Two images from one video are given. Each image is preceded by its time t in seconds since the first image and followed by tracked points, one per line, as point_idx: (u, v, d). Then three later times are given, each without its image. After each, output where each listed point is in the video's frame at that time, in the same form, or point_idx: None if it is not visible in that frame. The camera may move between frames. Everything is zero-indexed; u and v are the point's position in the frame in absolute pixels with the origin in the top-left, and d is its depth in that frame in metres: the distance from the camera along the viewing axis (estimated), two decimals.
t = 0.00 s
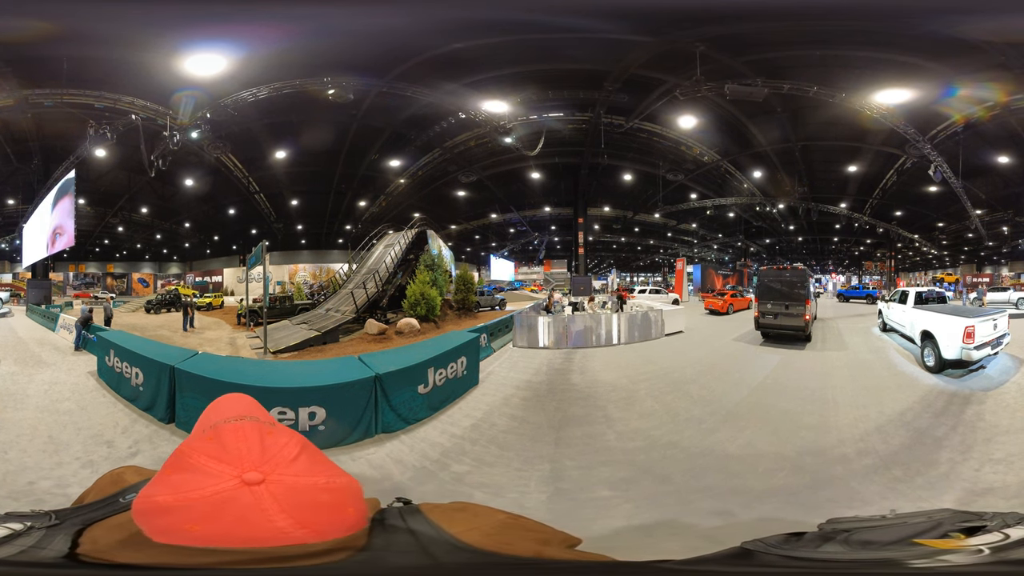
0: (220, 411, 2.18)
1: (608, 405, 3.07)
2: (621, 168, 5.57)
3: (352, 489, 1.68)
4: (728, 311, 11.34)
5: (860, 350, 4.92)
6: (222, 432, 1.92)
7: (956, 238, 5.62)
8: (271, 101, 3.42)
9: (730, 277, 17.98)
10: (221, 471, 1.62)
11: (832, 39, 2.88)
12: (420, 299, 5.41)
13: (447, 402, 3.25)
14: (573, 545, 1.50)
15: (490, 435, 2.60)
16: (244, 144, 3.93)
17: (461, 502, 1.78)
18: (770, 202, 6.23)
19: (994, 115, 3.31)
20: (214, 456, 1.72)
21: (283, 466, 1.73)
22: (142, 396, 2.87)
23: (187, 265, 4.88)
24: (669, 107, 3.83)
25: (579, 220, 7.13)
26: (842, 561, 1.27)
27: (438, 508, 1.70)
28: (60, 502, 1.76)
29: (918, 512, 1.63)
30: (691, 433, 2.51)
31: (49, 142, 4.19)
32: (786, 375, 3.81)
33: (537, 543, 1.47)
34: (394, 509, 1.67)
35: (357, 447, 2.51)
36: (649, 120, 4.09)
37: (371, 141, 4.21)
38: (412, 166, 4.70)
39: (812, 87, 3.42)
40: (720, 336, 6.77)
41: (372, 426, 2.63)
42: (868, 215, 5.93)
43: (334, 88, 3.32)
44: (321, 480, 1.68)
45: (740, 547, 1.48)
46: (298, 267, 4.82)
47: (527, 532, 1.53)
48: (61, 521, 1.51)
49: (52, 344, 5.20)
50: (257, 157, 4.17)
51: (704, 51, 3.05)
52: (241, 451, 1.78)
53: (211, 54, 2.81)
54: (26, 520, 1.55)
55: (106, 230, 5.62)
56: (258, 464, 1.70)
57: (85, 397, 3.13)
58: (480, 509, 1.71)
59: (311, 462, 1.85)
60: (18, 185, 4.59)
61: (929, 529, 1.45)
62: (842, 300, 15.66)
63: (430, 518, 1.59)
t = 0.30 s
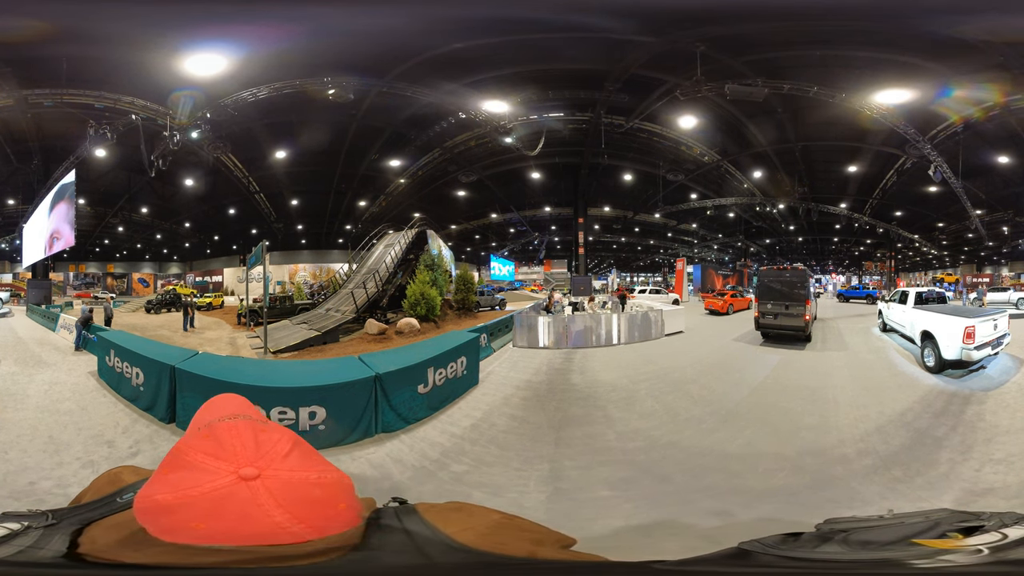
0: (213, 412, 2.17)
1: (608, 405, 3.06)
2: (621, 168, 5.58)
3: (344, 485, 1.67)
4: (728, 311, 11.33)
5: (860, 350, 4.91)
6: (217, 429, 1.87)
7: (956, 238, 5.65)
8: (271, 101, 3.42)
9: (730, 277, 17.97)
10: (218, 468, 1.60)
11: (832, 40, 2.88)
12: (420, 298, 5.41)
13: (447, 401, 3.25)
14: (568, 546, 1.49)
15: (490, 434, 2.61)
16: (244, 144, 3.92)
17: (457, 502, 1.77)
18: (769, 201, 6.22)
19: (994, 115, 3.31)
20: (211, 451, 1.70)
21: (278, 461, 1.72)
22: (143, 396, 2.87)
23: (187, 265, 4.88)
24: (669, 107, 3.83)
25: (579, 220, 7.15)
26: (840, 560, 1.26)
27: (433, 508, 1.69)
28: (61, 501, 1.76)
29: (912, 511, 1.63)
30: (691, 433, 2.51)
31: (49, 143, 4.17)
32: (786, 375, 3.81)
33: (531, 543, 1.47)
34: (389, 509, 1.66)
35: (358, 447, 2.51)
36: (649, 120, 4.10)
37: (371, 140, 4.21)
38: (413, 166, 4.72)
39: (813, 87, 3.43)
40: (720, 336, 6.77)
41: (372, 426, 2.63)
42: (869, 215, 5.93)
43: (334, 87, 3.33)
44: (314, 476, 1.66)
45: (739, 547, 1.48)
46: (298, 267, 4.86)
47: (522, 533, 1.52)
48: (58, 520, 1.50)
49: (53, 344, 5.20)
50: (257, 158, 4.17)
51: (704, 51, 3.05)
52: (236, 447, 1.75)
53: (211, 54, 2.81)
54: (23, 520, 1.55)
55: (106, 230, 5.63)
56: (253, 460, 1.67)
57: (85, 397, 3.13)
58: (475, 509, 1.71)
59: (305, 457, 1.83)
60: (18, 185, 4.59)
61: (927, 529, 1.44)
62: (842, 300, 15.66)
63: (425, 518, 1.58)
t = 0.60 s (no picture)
0: (188, 415, 2.07)
1: (610, 405, 3.08)
2: (621, 168, 5.59)
3: (319, 494, 1.61)
4: (728, 311, 11.36)
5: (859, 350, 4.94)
6: (190, 435, 1.84)
7: (956, 238, 5.71)
8: (272, 100, 3.42)
9: (730, 277, 18.01)
10: (186, 473, 1.57)
11: (832, 42, 2.89)
12: (420, 299, 5.41)
13: (449, 402, 3.26)
14: (585, 548, 1.49)
15: (493, 435, 2.61)
16: (243, 143, 3.96)
17: (448, 508, 1.74)
18: (770, 202, 6.26)
19: (994, 117, 3.33)
20: (181, 458, 1.67)
21: (251, 468, 1.67)
22: (142, 398, 2.86)
23: (186, 265, 4.88)
24: (671, 107, 3.86)
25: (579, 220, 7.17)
26: (805, 556, 1.27)
27: (424, 513, 1.67)
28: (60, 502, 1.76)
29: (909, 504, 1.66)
30: (693, 432, 2.52)
31: (48, 143, 4.22)
32: (787, 374, 3.83)
33: (549, 545, 1.47)
34: (375, 515, 1.64)
35: (361, 448, 2.51)
36: (651, 120, 4.12)
37: (371, 140, 4.18)
38: (412, 165, 4.64)
39: (812, 89, 3.48)
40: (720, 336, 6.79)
41: (374, 427, 2.63)
42: (868, 215, 5.95)
43: (335, 87, 3.32)
44: (287, 486, 1.61)
45: (738, 543, 1.48)
46: (298, 267, 4.78)
47: (529, 537, 1.52)
48: (23, 518, 1.49)
49: (52, 345, 5.19)
50: (256, 157, 4.18)
51: (705, 52, 3.06)
52: (208, 454, 1.72)
53: (211, 54, 2.80)
54: None
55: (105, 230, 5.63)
56: (224, 468, 1.63)
57: (84, 398, 3.13)
58: (469, 514, 1.69)
59: (281, 466, 1.77)
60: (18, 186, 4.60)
61: (900, 525, 1.44)
62: (842, 300, 15.72)
63: (412, 525, 1.56)
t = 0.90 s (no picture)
0: (188, 415, 2.14)
1: (610, 402, 3.08)
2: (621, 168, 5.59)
3: (323, 493, 1.66)
4: (728, 311, 11.36)
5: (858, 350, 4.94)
6: (192, 435, 1.88)
7: (956, 238, 5.69)
8: (272, 100, 3.42)
9: (729, 277, 17.98)
10: (191, 473, 1.61)
11: (833, 42, 2.89)
12: (421, 299, 5.41)
13: (452, 401, 3.27)
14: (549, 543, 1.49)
15: (496, 432, 2.61)
16: (244, 144, 3.94)
17: (434, 503, 1.76)
18: (770, 202, 6.26)
19: (996, 115, 3.31)
20: (185, 458, 1.70)
21: (254, 468, 1.71)
22: (143, 399, 2.87)
23: (187, 265, 4.89)
24: (671, 108, 3.84)
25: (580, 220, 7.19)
26: (786, 559, 1.26)
27: (412, 507, 1.69)
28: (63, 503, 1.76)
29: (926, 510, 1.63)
30: (693, 429, 2.52)
31: (49, 142, 4.19)
32: (786, 373, 3.84)
33: (519, 541, 1.47)
34: (367, 510, 1.65)
35: (365, 447, 2.51)
36: (652, 120, 4.11)
37: (372, 141, 4.19)
38: (412, 166, 4.67)
39: (809, 90, 3.48)
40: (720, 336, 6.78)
41: (379, 426, 2.63)
42: (868, 215, 5.92)
43: (339, 87, 3.36)
44: (293, 483, 1.67)
45: (698, 543, 1.48)
46: (300, 266, 4.44)
47: (505, 531, 1.52)
48: (19, 524, 1.45)
49: (52, 346, 5.20)
50: (257, 157, 4.19)
51: (704, 52, 3.07)
52: (211, 453, 1.76)
53: (212, 54, 2.80)
54: None
55: (105, 230, 5.65)
56: (228, 467, 1.67)
57: (85, 399, 3.14)
58: (455, 508, 1.71)
59: (283, 463, 1.84)
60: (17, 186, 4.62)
61: (882, 530, 1.43)
62: (841, 300, 15.71)
63: (404, 518, 1.57)
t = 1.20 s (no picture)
0: (172, 412, 2.03)
1: (612, 401, 3.08)
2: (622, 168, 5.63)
3: (313, 493, 1.64)
4: (729, 311, 11.36)
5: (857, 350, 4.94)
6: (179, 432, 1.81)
7: (956, 238, 5.67)
8: (274, 100, 3.44)
9: (729, 277, 17.97)
10: (180, 472, 1.58)
11: (832, 43, 2.90)
12: (421, 299, 5.42)
13: (454, 400, 3.27)
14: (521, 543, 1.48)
15: (499, 431, 2.61)
16: (244, 144, 3.93)
17: (413, 500, 1.76)
18: (769, 202, 6.28)
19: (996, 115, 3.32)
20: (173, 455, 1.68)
21: (243, 466, 1.69)
22: (144, 401, 2.88)
23: (187, 265, 4.90)
24: (672, 108, 3.86)
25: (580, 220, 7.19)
26: (762, 559, 1.25)
27: (393, 506, 1.69)
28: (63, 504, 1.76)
29: (931, 511, 1.62)
30: (695, 427, 2.52)
31: (49, 143, 4.19)
32: (787, 372, 3.84)
33: (492, 538, 1.46)
34: (349, 509, 1.66)
35: (368, 447, 2.51)
36: (653, 120, 4.14)
37: (371, 141, 4.15)
38: (411, 165, 4.65)
39: (809, 91, 3.46)
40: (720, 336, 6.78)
41: (381, 426, 2.63)
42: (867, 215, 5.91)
43: (340, 87, 3.37)
44: (282, 483, 1.65)
45: (671, 543, 1.46)
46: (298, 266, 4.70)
47: (482, 529, 1.52)
48: (11, 524, 1.45)
49: (52, 346, 5.20)
50: (257, 157, 4.15)
51: (706, 53, 3.07)
52: (199, 451, 1.73)
53: (211, 54, 2.81)
54: None
55: (105, 230, 5.66)
56: (217, 466, 1.64)
57: (84, 400, 3.14)
58: (433, 505, 1.71)
59: (271, 462, 1.81)
60: (17, 186, 4.62)
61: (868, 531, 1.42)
62: (841, 300, 15.70)
63: (386, 517, 1.57)
